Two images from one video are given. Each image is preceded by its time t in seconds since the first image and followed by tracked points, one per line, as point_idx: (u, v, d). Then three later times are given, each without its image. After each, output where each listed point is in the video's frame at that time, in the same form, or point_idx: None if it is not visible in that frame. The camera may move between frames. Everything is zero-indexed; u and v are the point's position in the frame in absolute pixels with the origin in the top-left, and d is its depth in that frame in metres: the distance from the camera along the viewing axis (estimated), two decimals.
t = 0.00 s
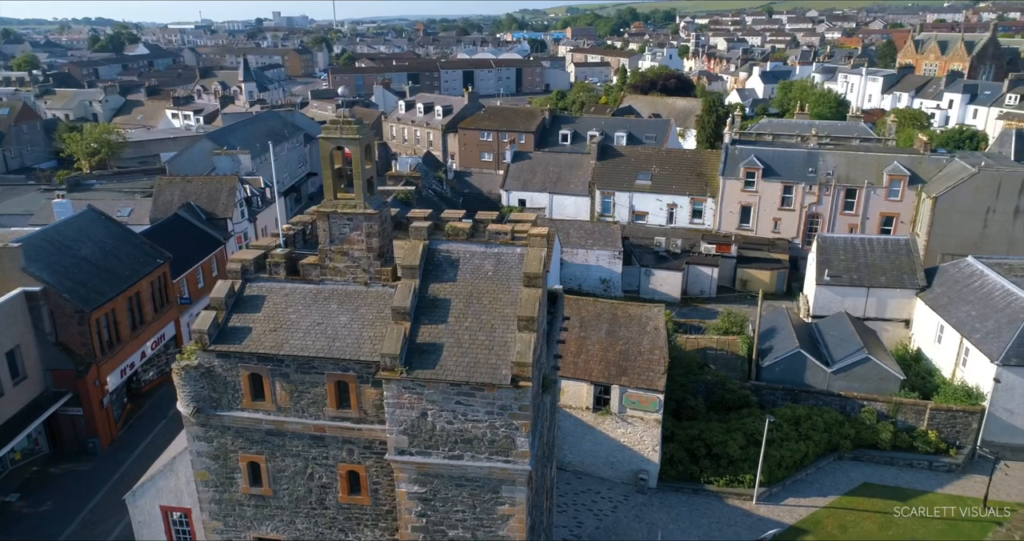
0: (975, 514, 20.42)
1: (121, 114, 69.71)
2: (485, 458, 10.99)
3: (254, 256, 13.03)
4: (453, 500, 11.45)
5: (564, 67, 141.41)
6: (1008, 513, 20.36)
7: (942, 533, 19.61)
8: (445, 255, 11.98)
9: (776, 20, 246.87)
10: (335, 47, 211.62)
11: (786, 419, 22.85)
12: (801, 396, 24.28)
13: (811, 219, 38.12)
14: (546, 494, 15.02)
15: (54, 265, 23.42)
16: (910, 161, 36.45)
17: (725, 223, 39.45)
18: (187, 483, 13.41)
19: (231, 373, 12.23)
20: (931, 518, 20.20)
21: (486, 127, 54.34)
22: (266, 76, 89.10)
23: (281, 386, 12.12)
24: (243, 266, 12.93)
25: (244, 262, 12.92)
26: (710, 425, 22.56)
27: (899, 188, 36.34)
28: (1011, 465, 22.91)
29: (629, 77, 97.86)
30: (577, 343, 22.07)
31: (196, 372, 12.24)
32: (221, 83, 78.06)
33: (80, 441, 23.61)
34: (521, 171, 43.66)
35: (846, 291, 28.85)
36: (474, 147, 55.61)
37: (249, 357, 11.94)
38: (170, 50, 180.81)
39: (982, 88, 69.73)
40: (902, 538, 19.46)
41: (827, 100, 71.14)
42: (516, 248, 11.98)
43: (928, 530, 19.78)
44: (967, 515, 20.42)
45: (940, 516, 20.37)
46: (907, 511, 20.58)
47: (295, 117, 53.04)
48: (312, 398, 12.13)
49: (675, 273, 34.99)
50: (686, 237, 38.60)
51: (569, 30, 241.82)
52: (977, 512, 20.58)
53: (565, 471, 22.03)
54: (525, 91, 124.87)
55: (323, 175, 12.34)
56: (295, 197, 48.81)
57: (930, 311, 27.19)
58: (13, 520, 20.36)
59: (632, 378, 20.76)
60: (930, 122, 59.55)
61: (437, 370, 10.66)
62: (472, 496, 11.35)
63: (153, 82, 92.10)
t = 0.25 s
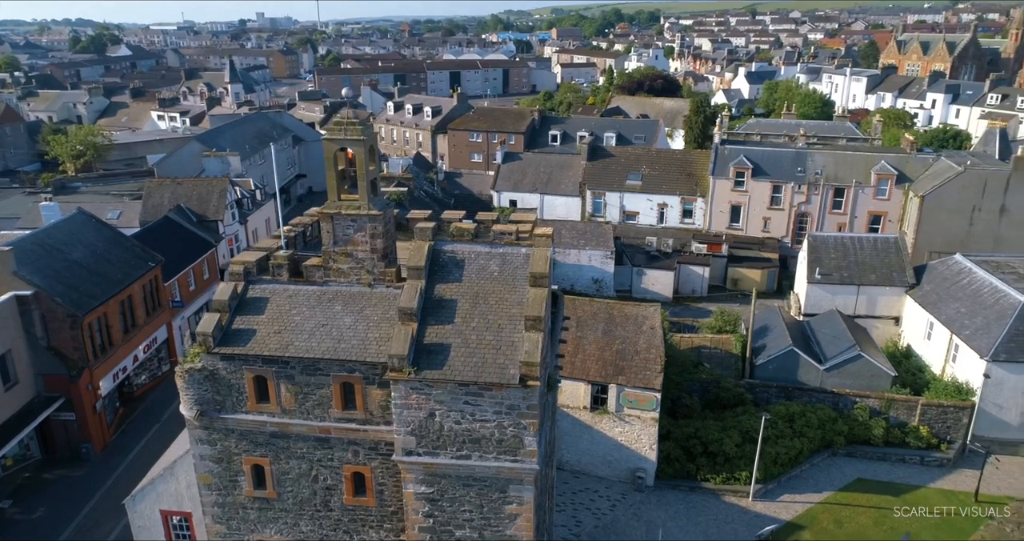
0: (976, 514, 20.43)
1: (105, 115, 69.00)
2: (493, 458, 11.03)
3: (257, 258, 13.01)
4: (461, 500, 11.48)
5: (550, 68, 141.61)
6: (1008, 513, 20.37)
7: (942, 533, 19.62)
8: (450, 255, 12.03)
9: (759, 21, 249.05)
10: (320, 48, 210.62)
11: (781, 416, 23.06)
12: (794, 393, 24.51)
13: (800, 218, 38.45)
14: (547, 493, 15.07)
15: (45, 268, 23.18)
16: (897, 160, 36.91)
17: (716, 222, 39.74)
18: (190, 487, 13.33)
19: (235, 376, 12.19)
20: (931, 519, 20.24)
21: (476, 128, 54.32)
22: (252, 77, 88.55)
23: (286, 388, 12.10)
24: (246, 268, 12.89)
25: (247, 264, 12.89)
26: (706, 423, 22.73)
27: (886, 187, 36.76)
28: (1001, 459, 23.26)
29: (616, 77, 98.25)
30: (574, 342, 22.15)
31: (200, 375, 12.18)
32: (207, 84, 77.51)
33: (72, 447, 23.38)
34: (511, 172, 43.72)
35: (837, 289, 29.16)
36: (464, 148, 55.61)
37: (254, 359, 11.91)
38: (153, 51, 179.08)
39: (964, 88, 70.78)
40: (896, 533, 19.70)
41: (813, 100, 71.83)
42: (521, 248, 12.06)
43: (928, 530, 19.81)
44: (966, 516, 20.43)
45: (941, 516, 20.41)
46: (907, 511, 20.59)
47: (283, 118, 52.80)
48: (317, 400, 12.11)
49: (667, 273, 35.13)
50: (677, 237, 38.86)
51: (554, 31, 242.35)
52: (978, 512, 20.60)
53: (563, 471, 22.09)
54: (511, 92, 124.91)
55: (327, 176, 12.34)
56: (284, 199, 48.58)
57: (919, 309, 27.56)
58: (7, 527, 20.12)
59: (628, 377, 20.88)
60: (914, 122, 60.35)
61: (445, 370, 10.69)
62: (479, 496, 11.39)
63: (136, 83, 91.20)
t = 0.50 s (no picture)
0: (977, 514, 20.47)
1: (85, 118, 68.09)
2: (498, 458, 11.07)
3: (256, 260, 12.95)
4: (466, 500, 11.50)
5: (533, 68, 141.80)
6: (1010, 513, 20.45)
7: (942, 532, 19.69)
8: (453, 256, 12.08)
9: (739, 22, 251.26)
10: (302, 50, 209.40)
11: (773, 413, 23.29)
12: (785, 390, 24.77)
13: (786, 217, 38.82)
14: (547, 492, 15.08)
15: (32, 273, 22.86)
16: (881, 159, 37.43)
17: (703, 221, 40.04)
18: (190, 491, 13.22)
19: (237, 378, 12.13)
20: (931, 518, 20.29)
21: (462, 129, 54.23)
22: (234, 79, 87.83)
23: (289, 391, 12.06)
24: (245, 271, 12.84)
25: (246, 266, 12.84)
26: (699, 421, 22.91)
27: (870, 186, 37.24)
28: (987, 452, 23.66)
29: (600, 78, 98.62)
30: (568, 342, 22.26)
31: (201, 378, 12.10)
32: (189, 86, 76.76)
33: (61, 453, 23.07)
34: (499, 173, 43.76)
35: (824, 287, 29.53)
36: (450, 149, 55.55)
37: (255, 361, 11.86)
38: (131, 53, 176.99)
39: (943, 87, 71.93)
40: (888, 527, 19.98)
41: (795, 100, 72.54)
42: (523, 248, 12.15)
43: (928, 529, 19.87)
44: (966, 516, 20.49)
45: (941, 516, 20.46)
46: (908, 511, 20.63)
47: (268, 120, 52.42)
48: (319, 402, 12.08)
49: (656, 272, 35.28)
50: (666, 236, 39.10)
51: (536, 32, 242.74)
52: (979, 513, 20.63)
53: (558, 470, 22.15)
54: (495, 93, 124.92)
55: (327, 178, 12.33)
56: (270, 201, 48.23)
57: (905, 305, 27.96)
58: None
59: (623, 376, 21.01)
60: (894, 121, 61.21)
61: (450, 370, 10.71)
62: (484, 495, 11.42)
63: (116, 86, 90.08)
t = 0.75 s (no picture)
0: (976, 514, 20.60)
1: (64, 121, 67.11)
2: (503, 457, 11.11)
3: (255, 263, 12.89)
4: (470, 499, 11.53)
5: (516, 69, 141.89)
6: (1009, 514, 20.63)
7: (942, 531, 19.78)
8: (454, 256, 12.13)
9: (719, 23, 253.29)
10: (282, 51, 207.81)
11: (764, 410, 23.53)
12: (775, 386, 25.03)
13: (771, 216, 39.20)
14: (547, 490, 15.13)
15: (18, 277, 22.54)
16: (863, 158, 37.96)
17: (689, 221, 40.34)
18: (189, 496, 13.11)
19: (238, 381, 12.06)
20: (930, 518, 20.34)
21: (448, 130, 54.12)
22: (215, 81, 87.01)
23: (290, 393, 12.01)
24: (244, 273, 12.76)
25: (245, 268, 12.76)
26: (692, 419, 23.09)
27: (854, 184, 37.70)
28: (973, 446, 24.08)
29: (583, 79, 98.96)
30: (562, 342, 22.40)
31: (201, 381, 12.02)
32: (169, 88, 75.95)
33: (50, 460, 22.75)
34: (486, 173, 43.78)
35: (811, 284, 29.89)
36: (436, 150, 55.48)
37: (257, 364, 11.80)
38: (108, 54, 174.62)
39: (921, 87, 73.06)
40: (879, 521, 20.27)
41: (777, 100, 73.22)
42: (524, 248, 12.26)
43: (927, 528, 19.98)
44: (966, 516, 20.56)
45: (940, 516, 20.50)
46: (907, 511, 20.68)
47: (252, 122, 52.01)
48: (322, 404, 12.05)
49: (645, 272, 35.39)
50: (653, 236, 39.34)
51: (517, 33, 242.80)
52: (978, 512, 20.76)
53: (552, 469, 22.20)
54: (478, 94, 124.82)
55: (328, 179, 12.32)
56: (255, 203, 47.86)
57: (890, 302, 28.39)
58: None
59: (617, 375, 21.19)
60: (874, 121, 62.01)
61: (455, 371, 10.73)
62: (489, 495, 11.45)
63: (94, 88, 88.85)
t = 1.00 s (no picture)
0: (974, 513, 20.52)
1: (44, 123, 66.23)
2: (508, 456, 11.15)
3: (255, 265, 12.84)
4: (476, 499, 11.56)
5: (500, 70, 141.98)
6: (1007, 512, 20.40)
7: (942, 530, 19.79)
8: (457, 257, 12.24)
9: (701, 24, 255.19)
10: (264, 52, 206.41)
11: (757, 407, 23.75)
12: (766, 384, 25.28)
13: (758, 215, 39.56)
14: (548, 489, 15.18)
15: (7, 282, 22.23)
16: (848, 157, 38.44)
17: (678, 220, 40.61)
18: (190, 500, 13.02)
19: (240, 384, 12.01)
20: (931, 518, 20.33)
21: (435, 131, 54.11)
22: (198, 83, 86.30)
23: (293, 395, 11.98)
24: (245, 275, 12.70)
25: (245, 271, 12.71)
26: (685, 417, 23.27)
27: (839, 184, 38.15)
28: (961, 440, 24.47)
29: (568, 80, 99.25)
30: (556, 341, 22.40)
31: (203, 384, 11.96)
32: (151, 90, 75.21)
33: (39, 467, 22.45)
34: (475, 174, 43.81)
35: (799, 282, 30.24)
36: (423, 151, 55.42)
37: (259, 366, 11.76)
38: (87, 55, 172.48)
39: (901, 87, 74.03)
40: (872, 515, 20.55)
41: (760, 101, 73.87)
42: (527, 248, 12.43)
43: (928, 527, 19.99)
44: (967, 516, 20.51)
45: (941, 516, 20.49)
46: (908, 511, 20.68)
47: (238, 124, 51.65)
48: (325, 405, 12.03)
49: (634, 272, 35.54)
50: (642, 236, 39.54)
51: (500, 34, 242.80)
52: (975, 513, 20.61)
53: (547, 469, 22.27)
54: (462, 95, 124.73)
55: (330, 181, 12.34)
56: (241, 206, 47.55)
57: (877, 299, 28.80)
58: None
59: (612, 374, 21.22)
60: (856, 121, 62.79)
61: (461, 370, 10.76)
62: (494, 494, 11.49)
63: (74, 89, 87.76)
